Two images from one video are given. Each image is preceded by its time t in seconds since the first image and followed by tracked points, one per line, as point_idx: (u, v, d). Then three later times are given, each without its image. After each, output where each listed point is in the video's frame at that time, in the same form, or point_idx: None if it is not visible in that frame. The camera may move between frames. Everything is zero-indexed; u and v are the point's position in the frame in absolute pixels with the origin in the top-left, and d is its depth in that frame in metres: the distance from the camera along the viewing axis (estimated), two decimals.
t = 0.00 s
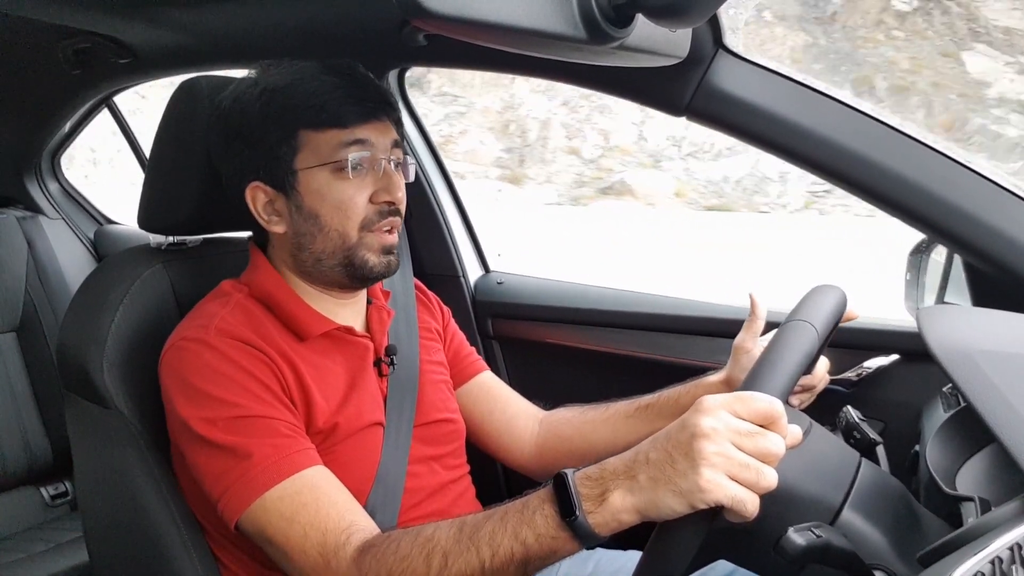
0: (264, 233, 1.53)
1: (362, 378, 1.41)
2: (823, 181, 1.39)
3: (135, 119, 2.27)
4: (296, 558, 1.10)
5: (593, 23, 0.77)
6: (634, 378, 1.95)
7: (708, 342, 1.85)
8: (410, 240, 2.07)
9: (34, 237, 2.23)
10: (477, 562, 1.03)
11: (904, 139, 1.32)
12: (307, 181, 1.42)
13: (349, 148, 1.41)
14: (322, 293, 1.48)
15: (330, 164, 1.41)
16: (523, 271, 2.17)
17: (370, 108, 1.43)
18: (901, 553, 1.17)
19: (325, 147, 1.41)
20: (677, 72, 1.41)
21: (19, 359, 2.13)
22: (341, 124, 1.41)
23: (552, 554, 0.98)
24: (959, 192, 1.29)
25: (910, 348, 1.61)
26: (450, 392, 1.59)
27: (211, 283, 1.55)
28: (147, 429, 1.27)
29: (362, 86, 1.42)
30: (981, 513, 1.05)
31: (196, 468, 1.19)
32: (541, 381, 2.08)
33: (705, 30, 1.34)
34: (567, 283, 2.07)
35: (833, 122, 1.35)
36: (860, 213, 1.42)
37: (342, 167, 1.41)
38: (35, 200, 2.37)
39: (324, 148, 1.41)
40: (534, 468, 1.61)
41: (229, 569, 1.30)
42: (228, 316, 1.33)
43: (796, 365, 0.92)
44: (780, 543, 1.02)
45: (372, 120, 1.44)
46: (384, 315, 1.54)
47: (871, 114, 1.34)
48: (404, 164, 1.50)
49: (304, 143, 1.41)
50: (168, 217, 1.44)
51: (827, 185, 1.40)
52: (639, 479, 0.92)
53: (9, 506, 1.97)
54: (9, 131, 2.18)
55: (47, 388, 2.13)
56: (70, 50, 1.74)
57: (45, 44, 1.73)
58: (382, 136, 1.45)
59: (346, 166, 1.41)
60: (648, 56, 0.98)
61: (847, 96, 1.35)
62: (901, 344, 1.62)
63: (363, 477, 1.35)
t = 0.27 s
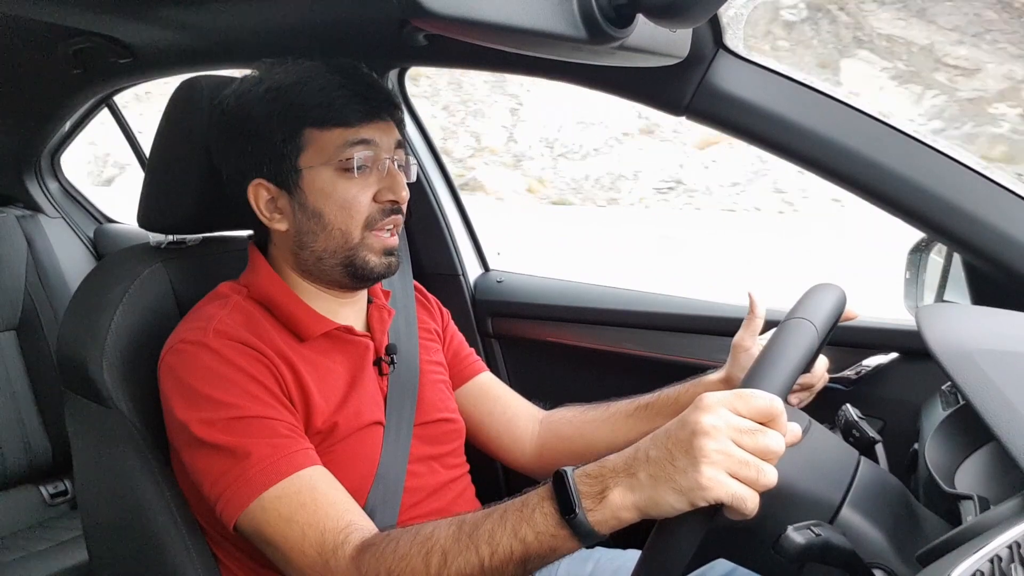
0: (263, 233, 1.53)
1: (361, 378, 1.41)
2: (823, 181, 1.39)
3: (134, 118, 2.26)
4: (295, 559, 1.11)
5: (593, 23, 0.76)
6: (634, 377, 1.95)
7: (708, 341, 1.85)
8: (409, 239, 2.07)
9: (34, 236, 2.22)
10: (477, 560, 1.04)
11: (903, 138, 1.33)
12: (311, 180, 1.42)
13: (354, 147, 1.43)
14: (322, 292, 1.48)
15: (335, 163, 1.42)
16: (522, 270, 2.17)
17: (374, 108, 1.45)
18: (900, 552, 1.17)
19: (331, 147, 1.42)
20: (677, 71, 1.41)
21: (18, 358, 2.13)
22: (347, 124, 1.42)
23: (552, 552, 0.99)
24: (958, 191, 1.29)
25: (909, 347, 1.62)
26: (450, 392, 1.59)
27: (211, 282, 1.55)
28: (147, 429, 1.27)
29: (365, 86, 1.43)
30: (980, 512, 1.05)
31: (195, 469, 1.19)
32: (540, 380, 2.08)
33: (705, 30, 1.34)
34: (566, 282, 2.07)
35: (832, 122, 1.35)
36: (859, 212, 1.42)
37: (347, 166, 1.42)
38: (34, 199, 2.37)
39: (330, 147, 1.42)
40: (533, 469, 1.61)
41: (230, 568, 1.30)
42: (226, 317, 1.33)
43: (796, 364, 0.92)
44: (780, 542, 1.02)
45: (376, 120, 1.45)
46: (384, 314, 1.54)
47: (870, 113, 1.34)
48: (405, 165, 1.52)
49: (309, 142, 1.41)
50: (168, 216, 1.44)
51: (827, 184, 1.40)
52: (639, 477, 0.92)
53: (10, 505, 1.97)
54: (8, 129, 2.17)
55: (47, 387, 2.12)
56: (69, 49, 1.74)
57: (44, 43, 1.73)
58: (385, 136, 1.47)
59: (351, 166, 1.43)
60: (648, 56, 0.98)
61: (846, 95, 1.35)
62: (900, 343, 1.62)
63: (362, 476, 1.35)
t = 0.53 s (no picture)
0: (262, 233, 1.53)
1: (361, 379, 1.41)
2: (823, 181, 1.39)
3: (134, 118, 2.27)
4: (293, 557, 1.10)
5: (593, 24, 0.77)
6: (634, 377, 1.95)
7: (708, 341, 1.84)
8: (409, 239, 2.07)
9: (34, 235, 2.22)
10: (475, 560, 1.03)
11: (903, 138, 1.32)
12: (296, 179, 1.41)
13: (337, 144, 1.41)
14: (320, 291, 1.48)
15: (319, 161, 1.40)
16: (522, 270, 2.17)
17: (365, 104, 1.43)
18: (900, 552, 1.17)
19: (314, 145, 1.40)
20: (677, 71, 1.41)
21: (19, 357, 2.13)
22: (330, 122, 1.40)
23: (551, 552, 0.98)
24: (958, 191, 1.29)
25: (909, 347, 1.61)
26: (448, 394, 1.59)
27: (211, 281, 1.55)
28: (147, 429, 1.27)
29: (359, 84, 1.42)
30: (980, 512, 1.05)
31: (192, 469, 1.19)
32: (540, 379, 2.08)
33: (705, 30, 1.34)
34: (566, 282, 2.07)
35: (832, 122, 1.35)
36: (859, 212, 1.42)
37: (331, 164, 1.40)
38: (34, 199, 2.37)
39: (312, 146, 1.40)
40: (534, 470, 1.61)
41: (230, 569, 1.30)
42: (225, 317, 1.33)
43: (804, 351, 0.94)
44: (779, 542, 1.01)
45: (362, 118, 1.42)
46: (383, 315, 1.54)
47: (870, 113, 1.34)
48: (399, 162, 1.50)
49: (294, 143, 1.40)
50: (167, 217, 1.44)
51: (826, 184, 1.40)
52: (639, 477, 0.91)
53: (10, 505, 1.97)
54: (8, 129, 2.17)
55: (47, 388, 2.12)
56: (69, 49, 1.74)
57: (44, 43, 1.73)
58: (373, 133, 1.44)
59: (334, 164, 1.40)
60: (648, 56, 0.98)
61: (846, 95, 1.35)
62: (900, 343, 1.62)
63: (361, 477, 1.35)
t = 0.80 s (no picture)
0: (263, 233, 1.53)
1: (360, 381, 1.41)
2: (823, 181, 1.39)
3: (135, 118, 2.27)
4: (284, 560, 1.10)
5: (594, 24, 0.76)
6: (634, 377, 1.95)
7: (708, 341, 1.85)
8: (409, 239, 2.07)
9: (34, 235, 2.22)
10: (468, 566, 1.02)
11: (904, 138, 1.32)
12: (270, 185, 1.41)
13: (305, 150, 1.40)
14: (315, 295, 1.47)
15: (288, 167, 1.40)
16: (522, 270, 2.17)
17: (350, 102, 1.42)
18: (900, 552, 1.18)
19: (282, 151, 1.40)
20: (678, 71, 1.41)
21: (19, 357, 2.13)
22: (298, 126, 1.39)
23: (544, 558, 0.98)
24: (958, 191, 1.29)
25: (908, 347, 1.62)
26: (448, 395, 1.60)
27: (211, 282, 1.55)
28: (147, 429, 1.27)
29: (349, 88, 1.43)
30: (980, 511, 1.06)
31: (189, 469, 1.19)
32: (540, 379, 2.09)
33: (705, 30, 1.34)
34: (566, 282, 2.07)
35: (833, 122, 1.35)
36: (859, 212, 1.42)
37: (296, 169, 1.40)
38: (34, 199, 2.37)
39: (281, 153, 1.40)
40: (539, 465, 1.61)
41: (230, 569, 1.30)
42: (226, 316, 1.34)
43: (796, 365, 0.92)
44: (779, 542, 1.02)
45: (331, 120, 1.41)
46: (384, 317, 1.54)
47: (870, 114, 1.34)
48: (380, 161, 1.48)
49: (267, 149, 1.40)
50: (168, 218, 1.44)
51: (826, 184, 1.40)
52: (634, 486, 0.90)
53: (10, 505, 1.97)
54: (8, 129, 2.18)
55: (47, 387, 2.12)
56: (69, 50, 1.74)
57: (44, 44, 1.73)
58: (343, 135, 1.42)
59: (299, 169, 1.40)
60: (648, 57, 0.98)
61: (845, 95, 1.35)
62: (901, 343, 1.62)
63: (360, 480, 1.35)
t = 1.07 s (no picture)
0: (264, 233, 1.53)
1: (364, 384, 1.41)
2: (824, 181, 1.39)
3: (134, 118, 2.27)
4: (288, 564, 1.11)
5: (592, 22, 0.76)
6: (634, 378, 1.95)
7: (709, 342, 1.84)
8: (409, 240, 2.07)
9: (34, 236, 2.22)
10: (469, 563, 1.01)
11: (904, 138, 1.32)
12: (299, 187, 1.40)
13: (340, 154, 1.39)
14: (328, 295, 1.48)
15: (320, 169, 1.39)
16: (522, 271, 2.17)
17: (359, 111, 1.40)
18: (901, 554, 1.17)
19: (314, 154, 1.38)
20: (678, 71, 1.41)
21: (19, 358, 2.13)
22: (330, 130, 1.38)
23: (543, 550, 0.96)
24: (959, 192, 1.29)
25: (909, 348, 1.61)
26: (451, 398, 1.59)
27: (211, 282, 1.55)
28: (146, 429, 1.26)
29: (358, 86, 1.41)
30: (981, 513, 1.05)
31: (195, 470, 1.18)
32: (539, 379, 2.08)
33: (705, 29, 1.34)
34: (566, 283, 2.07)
35: (834, 123, 1.34)
36: (860, 212, 1.42)
37: (332, 172, 1.39)
38: (34, 199, 2.37)
39: (312, 155, 1.38)
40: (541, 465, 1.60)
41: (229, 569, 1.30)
42: (233, 317, 1.33)
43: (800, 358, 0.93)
44: (780, 544, 1.02)
45: (365, 124, 1.41)
46: (388, 318, 1.54)
47: (871, 113, 1.34)
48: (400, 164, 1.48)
49: (294, 151, 1.38)
50: (166, 216, 1.45)
51: (827, 184, 1.40)
52: (626, 467, 0.87)
53: (9, 505, 1.96)
54: (8, 129, 2.18)
55: (47, 388, 2.12)
56: (69, 49, 1.74)
57: (44, 43, 1.73)
58: (374, 138, 1.42)
59: (336, 172, 1.39)
60: (647, 55, 0.98)
61: (847, 95, 1.35)
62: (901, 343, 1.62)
63: (363, 483, 1.35)
